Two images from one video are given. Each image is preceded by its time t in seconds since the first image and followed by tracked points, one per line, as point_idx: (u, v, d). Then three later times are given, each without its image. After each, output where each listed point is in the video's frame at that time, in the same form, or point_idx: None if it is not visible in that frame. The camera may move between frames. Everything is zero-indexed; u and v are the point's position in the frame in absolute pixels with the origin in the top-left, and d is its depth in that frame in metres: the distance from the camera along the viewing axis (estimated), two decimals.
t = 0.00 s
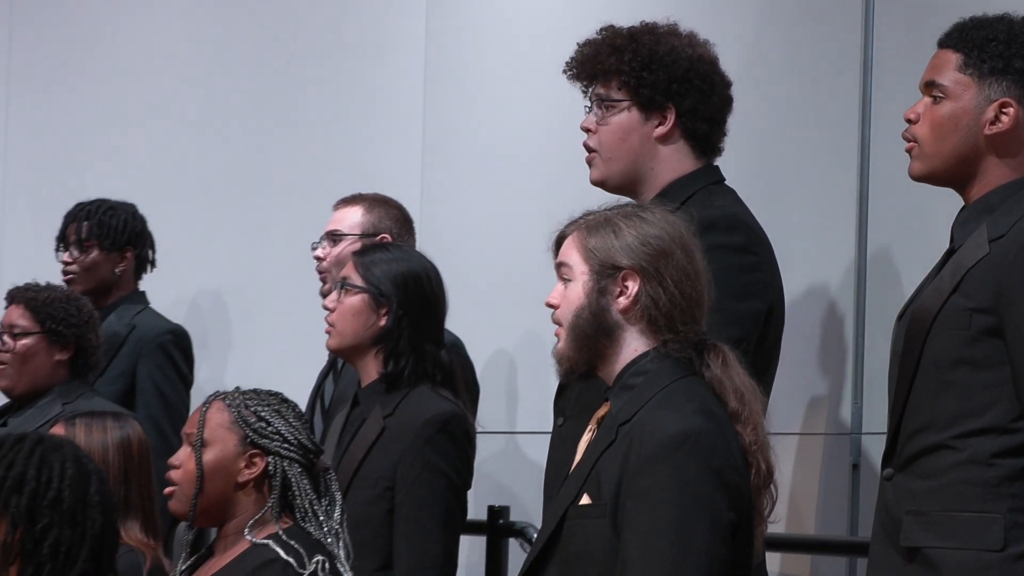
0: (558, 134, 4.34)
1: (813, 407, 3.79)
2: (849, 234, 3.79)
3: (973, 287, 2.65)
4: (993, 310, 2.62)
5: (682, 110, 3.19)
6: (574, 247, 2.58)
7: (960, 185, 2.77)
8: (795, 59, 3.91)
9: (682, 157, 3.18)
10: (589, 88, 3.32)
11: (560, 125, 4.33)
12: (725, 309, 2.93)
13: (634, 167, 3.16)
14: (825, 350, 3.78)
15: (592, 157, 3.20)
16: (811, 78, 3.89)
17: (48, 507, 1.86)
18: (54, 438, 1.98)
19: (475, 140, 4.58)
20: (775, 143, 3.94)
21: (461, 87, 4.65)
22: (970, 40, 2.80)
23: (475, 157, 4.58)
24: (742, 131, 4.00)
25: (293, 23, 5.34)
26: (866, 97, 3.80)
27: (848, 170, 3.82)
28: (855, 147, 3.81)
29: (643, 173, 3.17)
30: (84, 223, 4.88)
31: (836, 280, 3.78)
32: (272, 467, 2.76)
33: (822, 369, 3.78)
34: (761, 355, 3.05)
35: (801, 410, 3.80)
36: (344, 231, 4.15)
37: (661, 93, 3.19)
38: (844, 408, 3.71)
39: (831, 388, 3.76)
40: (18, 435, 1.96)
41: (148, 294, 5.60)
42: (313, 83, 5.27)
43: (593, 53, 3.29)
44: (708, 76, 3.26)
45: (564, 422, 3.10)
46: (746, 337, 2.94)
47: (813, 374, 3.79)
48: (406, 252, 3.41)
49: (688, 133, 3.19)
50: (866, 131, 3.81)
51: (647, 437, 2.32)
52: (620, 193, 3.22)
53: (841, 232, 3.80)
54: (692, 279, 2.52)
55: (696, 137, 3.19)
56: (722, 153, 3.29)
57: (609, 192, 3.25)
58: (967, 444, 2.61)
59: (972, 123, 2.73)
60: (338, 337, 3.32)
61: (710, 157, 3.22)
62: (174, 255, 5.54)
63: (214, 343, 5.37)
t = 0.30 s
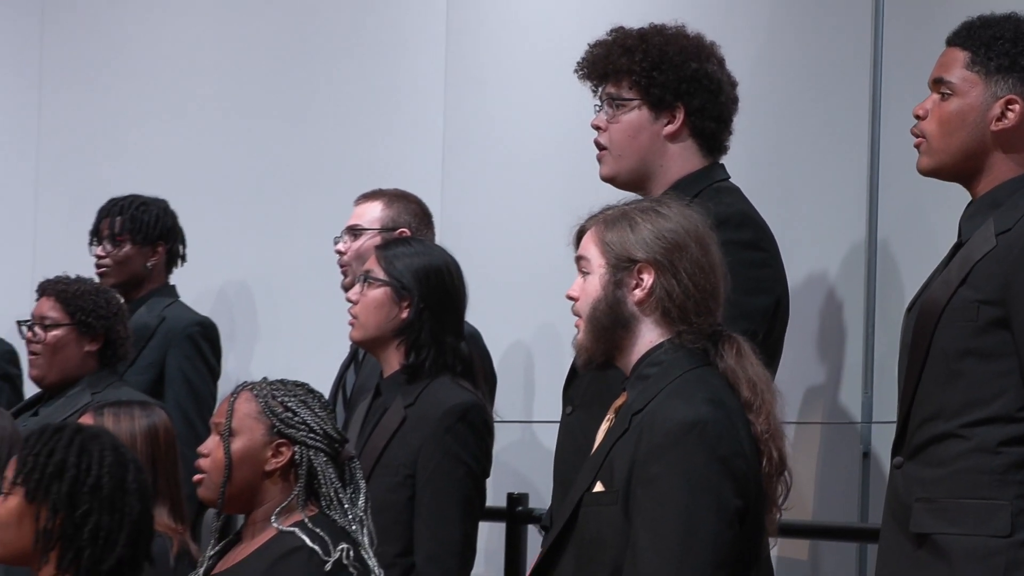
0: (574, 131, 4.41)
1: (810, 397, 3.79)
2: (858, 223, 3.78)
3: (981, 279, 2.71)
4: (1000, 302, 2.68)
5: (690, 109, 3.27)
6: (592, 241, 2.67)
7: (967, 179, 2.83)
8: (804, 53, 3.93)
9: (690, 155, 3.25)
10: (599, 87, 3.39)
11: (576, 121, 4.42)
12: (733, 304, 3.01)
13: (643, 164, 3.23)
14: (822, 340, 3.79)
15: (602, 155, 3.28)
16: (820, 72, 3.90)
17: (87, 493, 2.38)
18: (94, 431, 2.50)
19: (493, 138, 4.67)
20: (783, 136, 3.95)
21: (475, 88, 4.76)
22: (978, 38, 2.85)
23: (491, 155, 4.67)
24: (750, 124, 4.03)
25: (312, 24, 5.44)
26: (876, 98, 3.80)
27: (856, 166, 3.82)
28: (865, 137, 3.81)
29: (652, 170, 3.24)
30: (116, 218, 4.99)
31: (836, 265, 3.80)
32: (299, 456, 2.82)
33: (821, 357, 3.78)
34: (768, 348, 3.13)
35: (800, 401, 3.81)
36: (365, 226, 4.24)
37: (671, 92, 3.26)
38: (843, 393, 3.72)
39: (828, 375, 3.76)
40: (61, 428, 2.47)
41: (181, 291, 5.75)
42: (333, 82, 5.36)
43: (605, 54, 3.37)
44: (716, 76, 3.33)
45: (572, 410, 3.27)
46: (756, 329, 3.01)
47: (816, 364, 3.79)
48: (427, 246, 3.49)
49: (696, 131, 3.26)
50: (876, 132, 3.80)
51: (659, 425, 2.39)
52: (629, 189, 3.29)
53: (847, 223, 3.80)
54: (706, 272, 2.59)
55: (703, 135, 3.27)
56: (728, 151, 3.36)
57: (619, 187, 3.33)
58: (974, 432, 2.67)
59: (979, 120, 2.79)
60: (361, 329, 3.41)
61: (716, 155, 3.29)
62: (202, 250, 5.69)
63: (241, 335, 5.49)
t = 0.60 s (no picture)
0: (589, 130, 4.51)
1: (813, 388, 3.83)
2: (865, 214, 3.82)
3: (985, 273, 2.78)
4: (1004, 295, 2.75)
5: (701, 109, 3.34)
6: (608, 238, 2.76)
7: (972, 176, 2.90)
8: (813, 53, 3.99)
9: (701, 154, 3.34)
10: (613, 87, 3.48)
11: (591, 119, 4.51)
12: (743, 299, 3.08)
13: (655, 162, 3.31)
14: (824, 335, 3.83)
15: (615, 153, 3.36)
16: (830, 70, 3.96)
17: (120, 478, 2.49)
18: (126, 418, 2.60)
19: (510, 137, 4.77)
20: (794, 134, 4.00)
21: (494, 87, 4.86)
22: (984, 38, 2.92)
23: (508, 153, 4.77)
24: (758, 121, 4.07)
25: (333, 25, 5.55)
26: (884, 94, 3.84)
27: (865, 161, 3.86)
28: (874, 133, 3.85)
29: (663, 168, 3.32)
30: (145, 215, 5.08)
31: (839, 252, 3.85)
32: (322, 447, 2.84)
33: (824, 346, 3.82)
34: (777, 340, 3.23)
35: (801, 395, 3.86)
36: (385, 221, 4.32)
37: (682, 92, 3.34)
38: (846, 386, 3.76)
39: (831, 366, 3.80)
40: (95, 415, 2.58)
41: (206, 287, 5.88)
42: (353, 81, 5.47)
43: (619, 54, 3.46)
44: (727, 78, 3.41)
45: (583, 401, 3.37)
46: (765, 322, 3.09)
47: (820, 356, 3.83)
48: (447, 242, 3.58)
49: (707, 130, 3.35)
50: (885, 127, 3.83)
51: (671, 416, 2.47)
52: (640, 187, 3.38)
53: (853, 216, 3.85)
54: (718, 266, 2.67)
55: (714, 134, 3.35)
56: (737, 150, 3.44)
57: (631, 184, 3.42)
58: (979, 423, 2.74)
59: (983, 118, 2.86)
60: (382, 322, 3.49)
61: (726, 154, 3.38)
62: (225, 246, 5.80)
63: (267, 327, 5.59)
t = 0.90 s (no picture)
0: (601, 129, 4.61)
1: (822, 382, 3.90)
2: (873, 210, 3.89)
3: (989, 269, 2.85)
4: (1008, 290, 2.82)
5: (709, 107, 3.44)
6: (622, 235, 2.84)
7: (975, 174, 2.97)
8: (820, 54, 4.09)
9: (708, 151, 3.44)
10: (621, 87, 3.58)
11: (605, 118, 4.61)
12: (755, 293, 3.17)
13: (664, 160, 3.42)
14: (832, 332, 3.92)
15: (626, 152, 3.46)
16: (837, 71, 4.04)
17: (150, 468, 2.59)
18: (155, 410, 2.70)
19: (524, 137, 4.89)
20: (800, 132, 4.13)
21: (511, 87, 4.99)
22: (986, 40, 3.00)
23: (525, 152, 4.88)
24: (766, 121, 4.21)
25: (353, 27, 5.68)
26: (892, 92, 3.90)
27: (873, 159, 3.92)
28: (882, 130, 3.91)
29: (672, 165, 3.42)
30: (166, 212, 5.19)
31: (847, 252, 3.93)
32: (344, 439, 2.86)
33: (832, 341, 3.91)
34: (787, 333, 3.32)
35: (811, 390, 3.92)
36: (404, 219, 4.41)
37: (690, 91, 3.44)
38: (854, 381, 3.83)
39: (840, 359, 3.87)
40: (125, 408, 2.67)
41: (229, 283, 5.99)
42: (373, 83, 5.61)
43: (627, 55, 3.56)
44: (733, 76, 3.51)
45: (599, 395, 3.45)
46: (774, 315, 3.17)
47: (830, 350, 3.90)
48: (465, 238, 3.66)
49: (715, 128, 3.45)
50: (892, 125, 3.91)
51: (686, 408, 2.55)
52: (650, 184, 3.48)
53: (861, 212, 3.92)
54: (731, 262, 2.75)
55: (721, 132, 3.45)
56: (744, 147, 3.55)
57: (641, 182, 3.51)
58: (984, 415, 2.80)
59: (986, 117, 2.93)
60: (403, 318, 3.58)
61: (733, 151, 3.47)
62: (248, 243, 5.93)
63: (289, 322, 5.76)
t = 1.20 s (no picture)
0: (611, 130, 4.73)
1: (832, 380, 3.99)
2: (883, 216, 4.00)
3: (994, 267, 2.92)
4: (1010, 287, 2.88)
5: (706, 111, 3.56)
6: (634, 234, 2.92)
7: (982, 173, 3.05)
8: (827, 60, 4.21)
9: (707, 153, 3.57)
10: (620, 96, 3.70)
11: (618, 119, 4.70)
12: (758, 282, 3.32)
13: (664, 163, 3.55)
14: (837, 331, 4.01)
15: (628, 158, 3.60)
16: (843, 75, 4.17)
17: (176, 460, 2.69)
18: (178, 403, 2.79)
19: (534, 138, 5.01)
20: (808, 136, 4.24)
21: (524, 88, 5.09)
22: (1002, 43, 3.06)
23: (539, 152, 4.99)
24: (773, 125, 4.32)
25: (371, 30, 5.81)
26: (898, 96, 4.02)
27: (878, 159, 4.06)
28: (887, 134, 4.04)
29: (674, 167, 3.56)
30: (184, 213, 5.29)
31: (848, 269, 4.05)
32: (364, 431, 2.91)
33: (837, 348, 4.01)
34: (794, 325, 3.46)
35: (820, 387, 4.01)
36: (421, 218, 4.49)
37: (686, 97, 3.56)
38: (859, 381, 3.93)
39: (839, 366, 3.99)
40: (149, 402, 2.76)
41: (250, 282, 6.11)
42: (390, 85, 5.73)
43: (623, 64, 3.68)
44: (728, 79, 3.63)
45: (616, 394, 3.55)
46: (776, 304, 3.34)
47: (831, 353, 4.02)
48: (478, 236, 3.74)
49: (714, 131, 3.57)
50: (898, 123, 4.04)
51: (699, 402, 2.63)
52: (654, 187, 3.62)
53: (869, 213, 4.04)
54: (740, 260, 2.84)
55: (720, 134, 3.57)
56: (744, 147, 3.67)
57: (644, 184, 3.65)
58: (987, 409, 2.86)
59: (999, 119, 3.00)
60: (419, 314, 3.67)
61: (734, 151, 3.59)
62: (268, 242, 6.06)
63: (309, 321, 5.90)
